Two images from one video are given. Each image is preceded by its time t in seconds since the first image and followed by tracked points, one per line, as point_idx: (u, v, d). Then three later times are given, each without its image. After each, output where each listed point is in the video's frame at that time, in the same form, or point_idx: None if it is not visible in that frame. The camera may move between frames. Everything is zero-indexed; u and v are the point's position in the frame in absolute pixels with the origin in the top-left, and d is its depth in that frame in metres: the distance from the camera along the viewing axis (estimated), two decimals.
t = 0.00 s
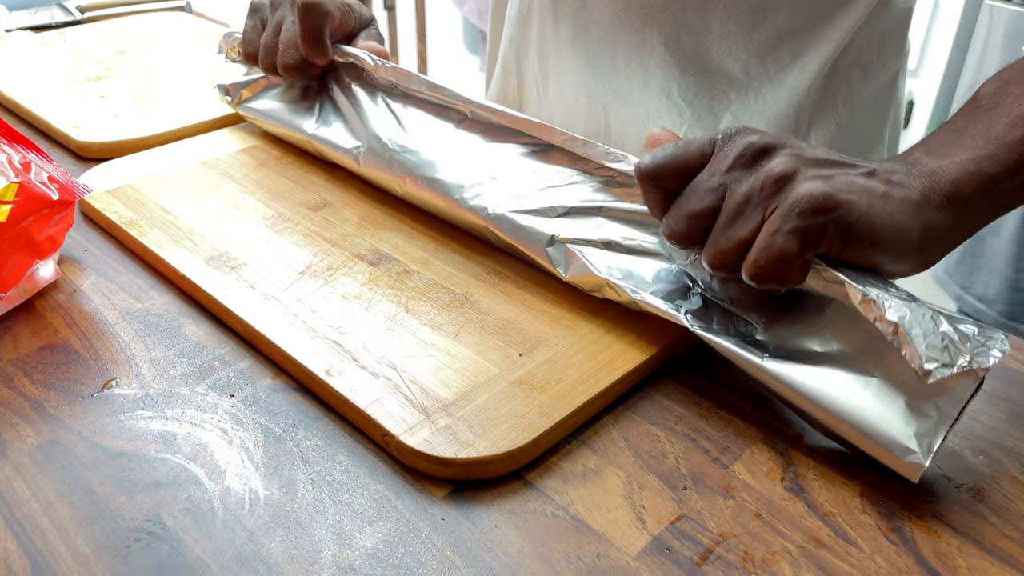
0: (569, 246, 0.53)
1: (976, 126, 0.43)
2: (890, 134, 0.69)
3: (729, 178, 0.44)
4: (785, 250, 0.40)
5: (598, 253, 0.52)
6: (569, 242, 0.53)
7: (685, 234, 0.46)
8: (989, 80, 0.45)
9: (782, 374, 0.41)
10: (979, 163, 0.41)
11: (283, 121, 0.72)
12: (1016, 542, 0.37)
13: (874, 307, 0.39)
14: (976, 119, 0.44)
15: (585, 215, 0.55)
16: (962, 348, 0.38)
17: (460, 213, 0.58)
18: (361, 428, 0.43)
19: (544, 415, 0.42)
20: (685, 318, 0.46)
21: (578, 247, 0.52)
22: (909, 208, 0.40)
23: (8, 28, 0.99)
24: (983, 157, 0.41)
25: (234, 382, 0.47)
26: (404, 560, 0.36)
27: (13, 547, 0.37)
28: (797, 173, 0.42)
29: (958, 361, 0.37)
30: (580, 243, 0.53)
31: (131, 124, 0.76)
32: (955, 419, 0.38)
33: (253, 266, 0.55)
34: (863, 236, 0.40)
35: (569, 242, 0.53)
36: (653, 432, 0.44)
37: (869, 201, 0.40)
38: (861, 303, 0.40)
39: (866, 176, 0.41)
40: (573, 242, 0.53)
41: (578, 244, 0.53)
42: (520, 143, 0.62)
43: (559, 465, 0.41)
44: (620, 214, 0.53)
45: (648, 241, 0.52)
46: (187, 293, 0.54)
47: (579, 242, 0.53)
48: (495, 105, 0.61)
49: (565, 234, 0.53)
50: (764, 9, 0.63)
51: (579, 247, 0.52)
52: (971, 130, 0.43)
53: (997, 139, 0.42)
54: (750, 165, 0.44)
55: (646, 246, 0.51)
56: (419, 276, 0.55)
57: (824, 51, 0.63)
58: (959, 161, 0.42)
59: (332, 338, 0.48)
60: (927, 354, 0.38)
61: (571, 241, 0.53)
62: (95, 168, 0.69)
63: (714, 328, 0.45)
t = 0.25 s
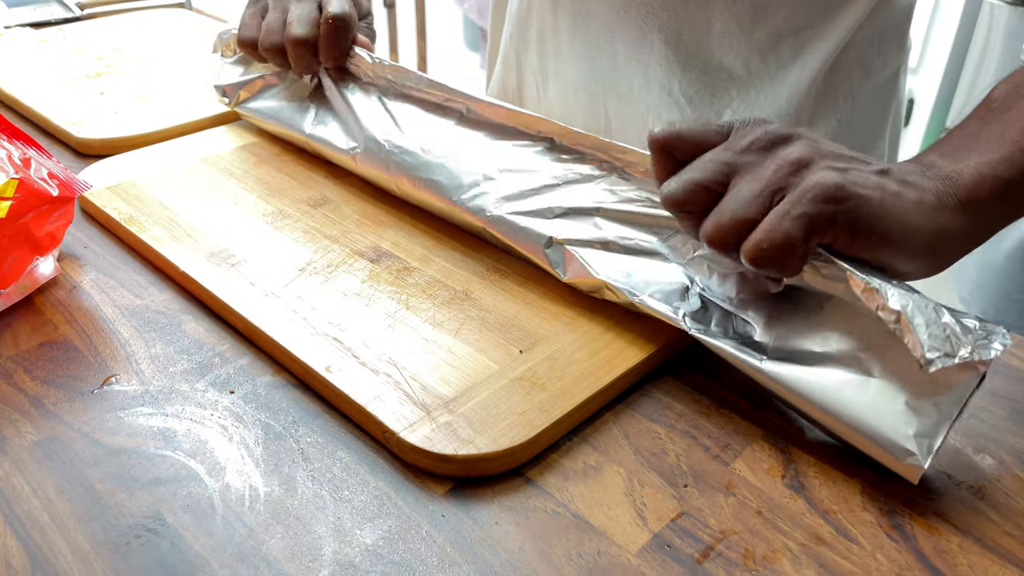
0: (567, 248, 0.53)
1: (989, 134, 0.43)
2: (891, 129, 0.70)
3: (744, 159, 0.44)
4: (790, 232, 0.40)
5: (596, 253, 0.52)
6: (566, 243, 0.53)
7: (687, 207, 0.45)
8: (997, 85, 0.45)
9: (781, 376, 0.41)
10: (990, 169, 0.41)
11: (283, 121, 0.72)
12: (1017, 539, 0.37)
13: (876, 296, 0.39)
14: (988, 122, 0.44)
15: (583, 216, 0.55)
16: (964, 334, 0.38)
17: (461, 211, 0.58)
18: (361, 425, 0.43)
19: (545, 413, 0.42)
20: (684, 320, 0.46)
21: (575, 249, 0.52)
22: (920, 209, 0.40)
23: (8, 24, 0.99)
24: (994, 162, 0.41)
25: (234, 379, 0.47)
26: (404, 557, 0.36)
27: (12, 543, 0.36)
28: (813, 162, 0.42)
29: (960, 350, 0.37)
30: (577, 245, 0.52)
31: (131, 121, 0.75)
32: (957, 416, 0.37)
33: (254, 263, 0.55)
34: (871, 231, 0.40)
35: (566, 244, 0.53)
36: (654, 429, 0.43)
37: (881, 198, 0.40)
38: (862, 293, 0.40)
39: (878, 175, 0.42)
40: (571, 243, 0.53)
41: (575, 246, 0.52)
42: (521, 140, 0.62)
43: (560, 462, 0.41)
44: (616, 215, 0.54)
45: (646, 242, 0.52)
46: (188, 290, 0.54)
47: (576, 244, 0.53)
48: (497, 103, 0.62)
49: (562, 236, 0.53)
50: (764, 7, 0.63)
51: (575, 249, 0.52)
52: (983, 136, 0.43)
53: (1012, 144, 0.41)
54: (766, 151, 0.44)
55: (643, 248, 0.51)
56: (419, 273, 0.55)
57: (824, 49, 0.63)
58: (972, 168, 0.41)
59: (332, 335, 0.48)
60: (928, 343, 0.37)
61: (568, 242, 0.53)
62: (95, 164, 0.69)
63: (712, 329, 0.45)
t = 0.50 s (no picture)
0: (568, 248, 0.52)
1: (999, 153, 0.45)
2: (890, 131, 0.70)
3: (764, 153, 0.45)
4: (816, 221, 0.40)
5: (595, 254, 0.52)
6: (566, 244, 0.52)
7: (695, 190, 0.45)
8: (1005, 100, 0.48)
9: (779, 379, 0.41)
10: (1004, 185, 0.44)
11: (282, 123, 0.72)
12: (1016, 539, 0.37)
13: (872, 301, 0.42)
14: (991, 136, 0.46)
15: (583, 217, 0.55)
16: (964, 337, 0.39)
17: (459, 212, 0.58)
18: (360, 425, 0.43)
19: (544, 413, 0.42)
20: (682, 323, 0.46)
21: (576, 250, 0.52)
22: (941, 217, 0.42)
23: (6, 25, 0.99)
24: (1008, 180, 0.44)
25: (233, 378, 0.47)
26: (403, 557, 0.36)
27: (11, 543, 0.36)
28: (837, 162, 0.43)
29: (958, 351, 0.39)
30: (577, 246, 0.52)
31: (130, 121, 0.75)
32: (954, 418, 0.38)
33: (253, 263, 0.55)
34: (894, 230, 0.41)
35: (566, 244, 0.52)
36: (653, 429, 0.43)
37: (904, 197, 0.42)
38: (859, 298, 0.43)
39: (899, 179, 0.44)
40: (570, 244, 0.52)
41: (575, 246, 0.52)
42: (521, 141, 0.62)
43: (559, 463, 0.41)
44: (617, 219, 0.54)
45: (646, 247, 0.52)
46: (187, 290, 0.54)
47: (577, 246, 0.52)
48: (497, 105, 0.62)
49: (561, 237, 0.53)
50: (763, 8, 0.64)
51: (576, 250, 0.52)
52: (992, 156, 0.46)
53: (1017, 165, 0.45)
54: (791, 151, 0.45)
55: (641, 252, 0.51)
56: (418, 273, 0.55)
57: (822, 49, 0.63)
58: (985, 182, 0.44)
59: (331, 335, 0.48)
60: (925, 347, 0.40)
61: (568, 244, 0.52)
62: (95, 164, 0.69)
63: (710, 332, 0.45)
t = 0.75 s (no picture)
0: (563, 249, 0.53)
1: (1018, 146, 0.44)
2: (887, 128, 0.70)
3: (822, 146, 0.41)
4: (877, 222, 0.37)
5: (590, 255, 0.52)
6: (561, 245, 0.53)
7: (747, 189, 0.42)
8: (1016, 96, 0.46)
9: (775, 377, 0.41)
10: None
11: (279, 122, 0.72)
12: (1010, 538, 0.37)
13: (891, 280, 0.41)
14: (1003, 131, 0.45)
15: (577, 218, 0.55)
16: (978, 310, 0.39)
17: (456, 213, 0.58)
18: (356, 426, 0.43)
19: (540, 413, 0.42)
20: (678, 325, 0.46)
21: (571, 251, 0.52)
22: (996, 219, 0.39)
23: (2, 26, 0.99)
24: None
25: (229, 379, 0.47)
26: (399, 558, 0.36)
27: (6, 545, 0.36)
28: (897, 162, 0.39)
29: (977, 316, 0.39)
30: (572, 247, 0.52)
31: (127, 122, 0.75)
32: (951, 414, 0.38)
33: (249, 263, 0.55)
34: (955, 237, 0.38)
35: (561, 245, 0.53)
36: (649, 429, 0.43)
37: (962, 206, 0.38)
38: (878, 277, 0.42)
39: (951, 183, 0.39)
40: (565, 246, 0.53)
41: (570, 247, 0.53)
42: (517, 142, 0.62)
43: (555, 463, 0.41)
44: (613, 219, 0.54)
45: (641, 246, 0.52)
46: (183, 290, 0.54)
47: (572, 248, 0.53)
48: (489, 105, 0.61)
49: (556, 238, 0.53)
50: (760, 7, 0.64)
51: (571, 252, 0.52)
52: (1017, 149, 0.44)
53: None
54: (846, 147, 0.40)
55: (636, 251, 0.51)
56: (415, 274, 0.55)
57: (819, 49, 0.63)
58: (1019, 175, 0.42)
59: (328, 335, 0.48)
60: (945, 312, 0.39)
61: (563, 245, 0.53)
62: (91, 165, 0.69)
63: (706, 333, 0.45)
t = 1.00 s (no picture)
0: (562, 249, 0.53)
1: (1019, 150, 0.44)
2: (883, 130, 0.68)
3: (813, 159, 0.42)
4: (866, 238, 0.38)
5: (589, 254, 0.52)
6: (560, 245, 0.53)
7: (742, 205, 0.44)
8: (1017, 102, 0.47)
9: (776, 373, 0.41)
10: None
11: (276, 125, 0.72)
12: (1007, 539, 0.37)
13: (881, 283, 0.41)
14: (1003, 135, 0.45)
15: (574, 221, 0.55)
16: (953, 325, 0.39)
17: (453, 216, 0.58)
18: (354, 428, 0.43)
19: (538, 415, 0.42)
20: (679, 320, 0.46)
21: (570, 250, 0.52)
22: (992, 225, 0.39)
23: None
24: None
25: (227, 381, 0.46)
26: (397, 560, 0.36)
27: (4, 547, 0.36)
28: (889, 173, 0.40)
29: (950, 334, 0.38)
30: (572, 246, 0.53)
31: (125, 124, 0.75)
32: (951, 409, 0.38)
33: (247, 265, 0.55)
34: (948, 247, 0.38)
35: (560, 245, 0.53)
36: (647, 430, 0.44)
37: (957, 213, 0.39)
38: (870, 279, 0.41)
39: (948, 190, 0.40)
40: (565, 245, 0.53)
41: (570, 246, 0.53)
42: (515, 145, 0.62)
43: (553, 464, 0.41)
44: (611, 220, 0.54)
45: (640, 244, 0.52)
46: (180, 292, 0.54)
47: (572, 247, 0.53)
48: (486, 109, 0.61)
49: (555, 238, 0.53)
50: (757, 8, 0.64)
51: (571, 251, 0.52)
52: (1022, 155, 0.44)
53: None
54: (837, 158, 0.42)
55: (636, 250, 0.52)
56: (412, 275, 0.55)
57: (817, 49, 0.63)
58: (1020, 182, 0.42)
59: (325, 337, 0.48)
60: (920, 324, 0.38)
61: (562, 245, 0.53)
62: (88, 167, 0.69)
63: (707, 328, 0.45)
